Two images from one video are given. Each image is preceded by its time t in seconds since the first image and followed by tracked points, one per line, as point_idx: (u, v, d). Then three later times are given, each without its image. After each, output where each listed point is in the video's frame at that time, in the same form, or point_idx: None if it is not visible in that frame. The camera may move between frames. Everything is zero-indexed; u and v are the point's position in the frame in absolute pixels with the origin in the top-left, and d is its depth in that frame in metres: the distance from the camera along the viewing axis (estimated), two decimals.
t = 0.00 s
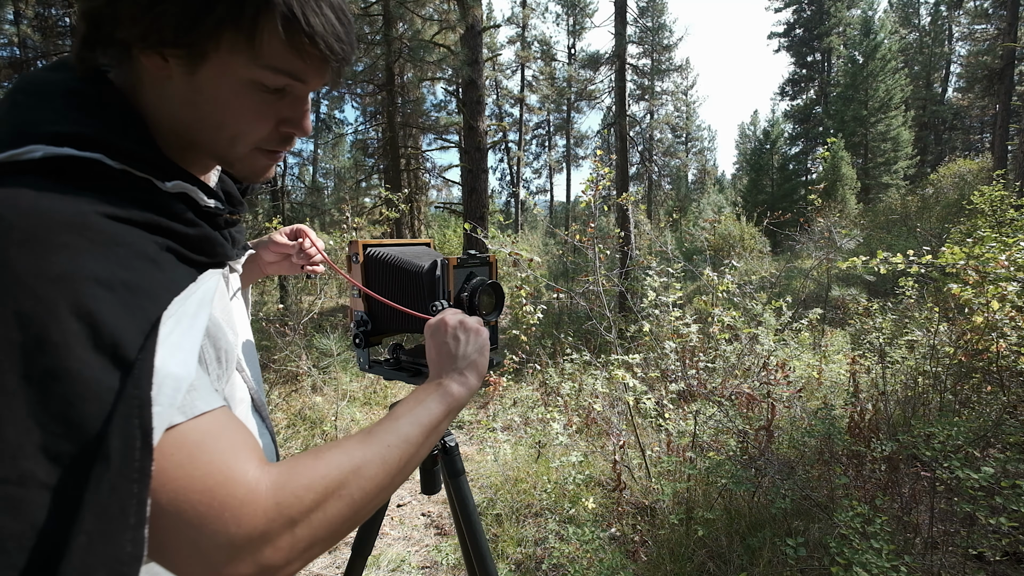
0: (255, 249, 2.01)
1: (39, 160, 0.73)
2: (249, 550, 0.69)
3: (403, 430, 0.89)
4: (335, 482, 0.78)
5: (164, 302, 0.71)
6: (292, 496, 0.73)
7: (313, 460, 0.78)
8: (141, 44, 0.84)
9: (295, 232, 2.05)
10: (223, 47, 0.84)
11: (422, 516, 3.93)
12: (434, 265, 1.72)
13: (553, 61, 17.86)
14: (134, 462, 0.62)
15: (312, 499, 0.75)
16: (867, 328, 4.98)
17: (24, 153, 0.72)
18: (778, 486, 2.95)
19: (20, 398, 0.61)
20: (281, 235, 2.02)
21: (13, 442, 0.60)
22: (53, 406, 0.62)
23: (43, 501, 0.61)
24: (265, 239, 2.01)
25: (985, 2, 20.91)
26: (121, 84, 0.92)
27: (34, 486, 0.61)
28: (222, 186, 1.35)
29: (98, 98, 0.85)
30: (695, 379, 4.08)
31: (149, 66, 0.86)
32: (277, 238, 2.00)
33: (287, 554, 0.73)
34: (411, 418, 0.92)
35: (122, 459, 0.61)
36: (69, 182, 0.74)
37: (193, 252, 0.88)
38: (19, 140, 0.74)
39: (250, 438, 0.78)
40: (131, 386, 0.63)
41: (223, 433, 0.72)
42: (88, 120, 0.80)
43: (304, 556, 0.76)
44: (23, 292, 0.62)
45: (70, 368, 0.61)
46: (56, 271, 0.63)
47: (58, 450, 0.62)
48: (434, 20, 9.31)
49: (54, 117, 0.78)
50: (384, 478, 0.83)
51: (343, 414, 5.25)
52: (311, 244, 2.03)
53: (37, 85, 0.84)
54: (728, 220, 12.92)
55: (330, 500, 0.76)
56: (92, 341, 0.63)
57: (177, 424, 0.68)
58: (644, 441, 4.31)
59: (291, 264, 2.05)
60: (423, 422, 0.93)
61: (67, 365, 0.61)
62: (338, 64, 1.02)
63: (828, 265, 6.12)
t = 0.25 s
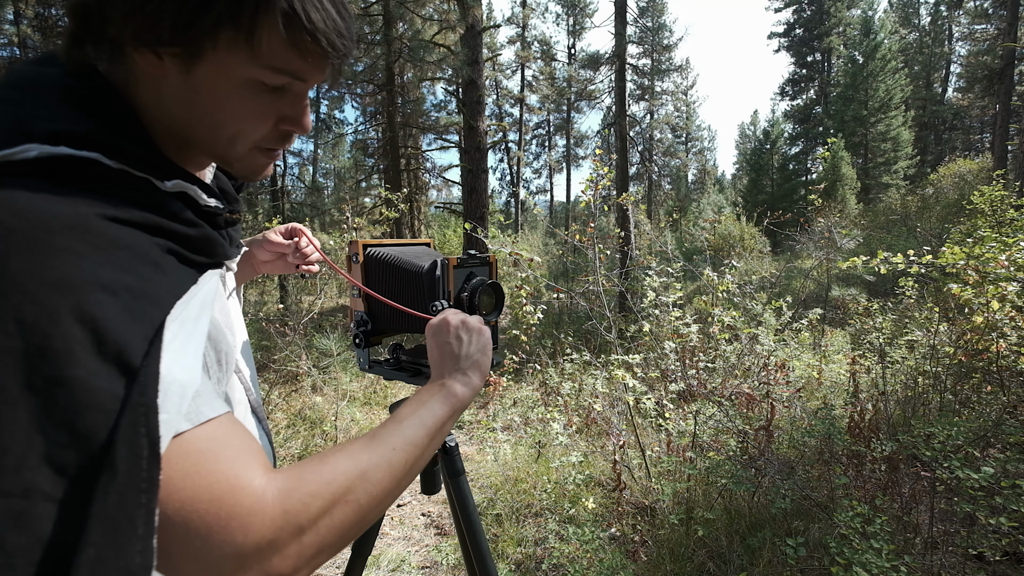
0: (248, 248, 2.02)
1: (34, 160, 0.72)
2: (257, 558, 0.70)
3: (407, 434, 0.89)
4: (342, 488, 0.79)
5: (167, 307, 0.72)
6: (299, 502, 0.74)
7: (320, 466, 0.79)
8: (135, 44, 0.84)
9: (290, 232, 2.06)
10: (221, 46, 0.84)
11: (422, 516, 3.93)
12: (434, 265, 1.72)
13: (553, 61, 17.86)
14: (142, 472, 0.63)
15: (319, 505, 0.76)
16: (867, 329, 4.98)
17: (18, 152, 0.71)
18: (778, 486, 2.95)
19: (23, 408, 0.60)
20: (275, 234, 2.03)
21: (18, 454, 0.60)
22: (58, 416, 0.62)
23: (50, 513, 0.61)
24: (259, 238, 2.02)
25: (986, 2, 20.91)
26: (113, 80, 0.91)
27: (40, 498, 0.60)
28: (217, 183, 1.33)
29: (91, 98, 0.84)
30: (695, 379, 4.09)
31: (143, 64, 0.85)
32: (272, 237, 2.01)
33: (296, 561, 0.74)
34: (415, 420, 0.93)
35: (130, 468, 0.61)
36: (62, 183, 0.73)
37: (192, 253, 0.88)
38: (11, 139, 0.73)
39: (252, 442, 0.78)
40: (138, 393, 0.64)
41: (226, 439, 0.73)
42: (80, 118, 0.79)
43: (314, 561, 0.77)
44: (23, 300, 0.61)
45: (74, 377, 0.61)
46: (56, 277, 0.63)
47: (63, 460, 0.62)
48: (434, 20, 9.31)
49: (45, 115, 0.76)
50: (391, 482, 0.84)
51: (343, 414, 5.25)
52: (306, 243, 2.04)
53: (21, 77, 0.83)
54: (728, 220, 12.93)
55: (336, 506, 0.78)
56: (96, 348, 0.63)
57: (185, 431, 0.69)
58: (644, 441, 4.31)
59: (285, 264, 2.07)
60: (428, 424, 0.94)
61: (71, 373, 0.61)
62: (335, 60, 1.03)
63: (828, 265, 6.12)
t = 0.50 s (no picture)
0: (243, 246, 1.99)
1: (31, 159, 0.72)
2: (272, 562, 0.71)
3: (417, 435, 0.90)
4: (354, 490, 0.80)
5: (172, 310, 0.72)
6: (311, 504, 0.75)
7: (331, 469, 0.80)
8: (130, 41, 0.83)
9: (288, 230, 2.06)
10: (220, 43, 0.84)
11: (422, 516, 3.93)
12: (434, 265, 1.72)
13: (553, 61, 17.86)
14: (154, 477, 0.63)
15: (332, 507, 0.77)
16: (867, 328, 4.98)
17: (17, 151, 0.70)
18: (778, 486, 2.95)
19: (31, 417, 0.60)
20: (273, 233, 2.02)
21: (27, 464, 0.60)
22: (66, 424, 0.62)
23: (62, 522, 0.61)
24: (255, 236, 2.00)
25: (986, 2, 20.92)
26: (109, 79, 0.90)
27: (51, 506, 0.61)
28: (215, 180, 1.33)
29: (88, 98, 0.84)
30: (695, 379, 4.11)
31: (139, 61, 0.85)
32: (270, 236, 2.00)
33: (309, 563, 0.75)
34: (424, 420, 0.93)
35: (143, 474, 0.62)
36: (59, 184, 0.73)
37: (194, 253, 0.88)
38: (10, 139, 0.72)
39: (258, 444, 0.79)
40: (148, 398, 0.65)
41: (231, 442, 0.74)
42: (76, 118, 0.79)
43: (327, 562, 0.78)
44: (25, 304, 0.61)
45: (81, 383, 0.61)
46: (59, 281, 0.63)
47: (74, 468, 0.62)
48: (434, 20, 9.31)
49: (41, 114, 0.76)
50: (403, 482, 0.85)
51: (343, 413, 5.25)
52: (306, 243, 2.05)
53: (13, 73, 0.82)
54: (728, 220, 12.93)
55: (348, 508, 0.78)
56: (103, 353, 0.64)
57: (195, 435, 0.70)
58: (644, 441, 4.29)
59: (281, 262, 2.06)
60: (437, 423, 0.94)
61: (77, 380, 0.61)
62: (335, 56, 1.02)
63: (828, 265, 6.12)
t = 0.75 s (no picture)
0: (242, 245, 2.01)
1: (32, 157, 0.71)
2: (283, 561, 0.72)
3: (422, 432, 0.90)
4: (362, 487, 0.80)
5: (175, 312, 0.73)
6: (319, 502, 0.75)
7: (338, 468, 0.80)
8: (133, 39, 0.83)
9: (287, 230, 2.06)
10: (225, 40, 0.84)
11: (422, 516, 3.92)
12: (434, 265, 1.73)
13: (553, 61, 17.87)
14: (162, 480, 0.64)
15: (342, 504, 0.77)
16: (867, 328, 4.97)
17: (15, 151, 0.70)
18: (778, 486, 2.94)
19: (37, 423, 0.61)
20: (271, 233, 2.03)
21: (33, 469, 0.60)
22: (72, 428, 0.62)
23: (69, 526, 0.62)
24: (253, 236, 2.01)
25: (986, 2, 20.90)
26: (109, 76, 0.90)
27: (58, 512, 0.61)
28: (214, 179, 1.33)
29: (89, 98, 0.84)
30: (695, 379, 4.17)
31: (142, 58, 0.85)
32: (267, 235, 2.01)
33: (320, 562, 0.75)
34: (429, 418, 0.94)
35: (151, 477, 0.63)
36: (60, 183, 0.72)
37: (195, 254, 0.88)
38: (10, 140, 0.72)
39: (262, 445, 0.79)
40: (154, 401, 0.66)
41: (236, 444, 0.74)
42: (77, 118, 0.79)
43: (337, 561, 0.78)
44: (29, 307, 0.61)
45: (89, 388, 0.62)
46: (62, 284, 0.63)
47: (81, 472, 0.63)
48: (434, 20, 9.30)
49: (41, 114, 0.76)
50: (412, 479, 0.85)
51: (342, 413, 5.25)
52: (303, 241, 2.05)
53: (11, 70, 0.82)
54: (728, 220, 12.93)
55: (357, 506, 0.78)
56: (109, 357, 0.64)
57: (201, 436, 0.71)
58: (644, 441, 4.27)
59: (281, 262, 2.07)
60: (442, 421, 0.94)
61: (83, 385, 0.62)
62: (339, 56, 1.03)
63: (828, 265, 6.12)
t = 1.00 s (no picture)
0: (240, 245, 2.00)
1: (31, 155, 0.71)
2: (284, 563, 0.71)
3: (423, 432, 0.90)
4: (364, 488, 0.80)
5: (175, 311, 0.73)
6: (320, 504, 0.75)
7: (339, 471, 0.80)
8: (133, 36, 0.83)
9: (286, 230, 2.05)
10: (228, 38, 0.84)
11: (422, 516, 3.92)
12: (434, 265, 1.72)
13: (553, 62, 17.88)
14: (163, 480, 0.64)
15: (343, 507, 0.77)
16: (867, 328, 4.97)
17: (13, 150, 0.70)
18: (778, 486, 2.94)
19: (37, 424, 0.61)
20: (270, 233, 2.02)
21: (33, 470, 0.60)
22: (73, 430, 0.62)
23: (69, 527, 0.62)
24: (252, 236, 2.00)
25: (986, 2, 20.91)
26: (108, 75, 0.90)
27: (58, 513, 0.61)
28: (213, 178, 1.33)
29: (88, 97, 0.83)
30: (695, 379, 4.17)
31: (142, 56, 0.85)
32: (267, 236, 2.00)
33: (321, 564, 0.75)
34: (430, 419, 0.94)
35: (153, 477, 0.63)
36: (62, 181, 0.72)
37: (195, 253, 0.88)
38: (9, 139, 0.72)
39: (264, 446, 0.79)
40: (155, 400, 0.66)
41: (237, 445, 0.74)
42: (76, 116, 0.79)
43: (338, 564, 0.78)
44: (28, 306, 0.61)
45: (90, 387, 0.62)
46: (61, 284, 0.63)
47: (81, 473, 0.63)
48: (434, 20, 9.30)
49: (37, 110, 0.76)
50: (413, 480, 0.86)
51: (342, 413, 5.25)
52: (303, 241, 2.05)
53: (9, 69, 0.82)
54: (728, 220, 12.93)
55: (359, 507, 0.79)
56: (109, 356, 0.64)
57: (202, 436, 0.71)
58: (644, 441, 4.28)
59: (280, 263, 2.06)
60: (442, 423, 0.94)
61: (82, 384, 0.62)
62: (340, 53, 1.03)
63: (828, 265, 6.12)
